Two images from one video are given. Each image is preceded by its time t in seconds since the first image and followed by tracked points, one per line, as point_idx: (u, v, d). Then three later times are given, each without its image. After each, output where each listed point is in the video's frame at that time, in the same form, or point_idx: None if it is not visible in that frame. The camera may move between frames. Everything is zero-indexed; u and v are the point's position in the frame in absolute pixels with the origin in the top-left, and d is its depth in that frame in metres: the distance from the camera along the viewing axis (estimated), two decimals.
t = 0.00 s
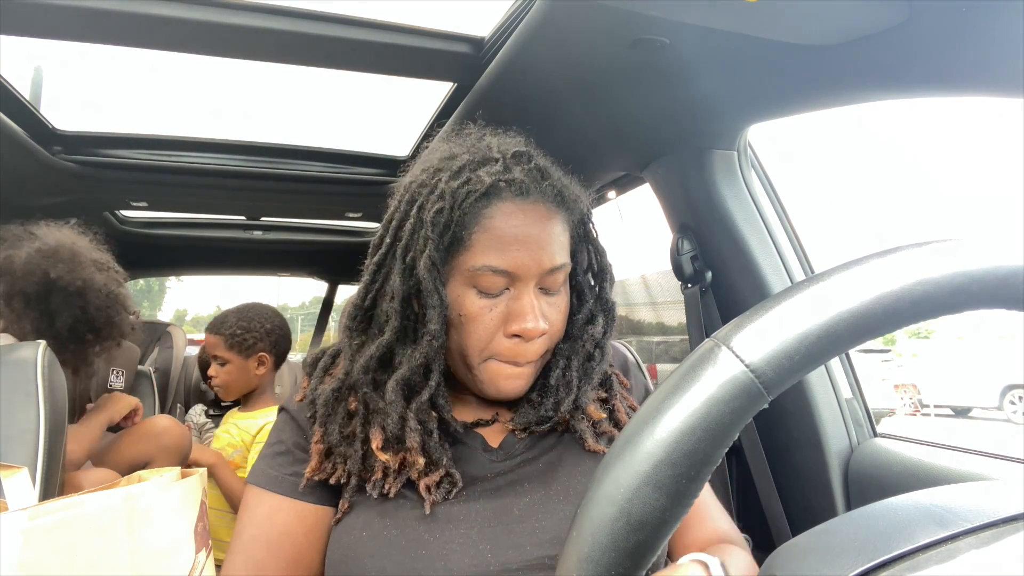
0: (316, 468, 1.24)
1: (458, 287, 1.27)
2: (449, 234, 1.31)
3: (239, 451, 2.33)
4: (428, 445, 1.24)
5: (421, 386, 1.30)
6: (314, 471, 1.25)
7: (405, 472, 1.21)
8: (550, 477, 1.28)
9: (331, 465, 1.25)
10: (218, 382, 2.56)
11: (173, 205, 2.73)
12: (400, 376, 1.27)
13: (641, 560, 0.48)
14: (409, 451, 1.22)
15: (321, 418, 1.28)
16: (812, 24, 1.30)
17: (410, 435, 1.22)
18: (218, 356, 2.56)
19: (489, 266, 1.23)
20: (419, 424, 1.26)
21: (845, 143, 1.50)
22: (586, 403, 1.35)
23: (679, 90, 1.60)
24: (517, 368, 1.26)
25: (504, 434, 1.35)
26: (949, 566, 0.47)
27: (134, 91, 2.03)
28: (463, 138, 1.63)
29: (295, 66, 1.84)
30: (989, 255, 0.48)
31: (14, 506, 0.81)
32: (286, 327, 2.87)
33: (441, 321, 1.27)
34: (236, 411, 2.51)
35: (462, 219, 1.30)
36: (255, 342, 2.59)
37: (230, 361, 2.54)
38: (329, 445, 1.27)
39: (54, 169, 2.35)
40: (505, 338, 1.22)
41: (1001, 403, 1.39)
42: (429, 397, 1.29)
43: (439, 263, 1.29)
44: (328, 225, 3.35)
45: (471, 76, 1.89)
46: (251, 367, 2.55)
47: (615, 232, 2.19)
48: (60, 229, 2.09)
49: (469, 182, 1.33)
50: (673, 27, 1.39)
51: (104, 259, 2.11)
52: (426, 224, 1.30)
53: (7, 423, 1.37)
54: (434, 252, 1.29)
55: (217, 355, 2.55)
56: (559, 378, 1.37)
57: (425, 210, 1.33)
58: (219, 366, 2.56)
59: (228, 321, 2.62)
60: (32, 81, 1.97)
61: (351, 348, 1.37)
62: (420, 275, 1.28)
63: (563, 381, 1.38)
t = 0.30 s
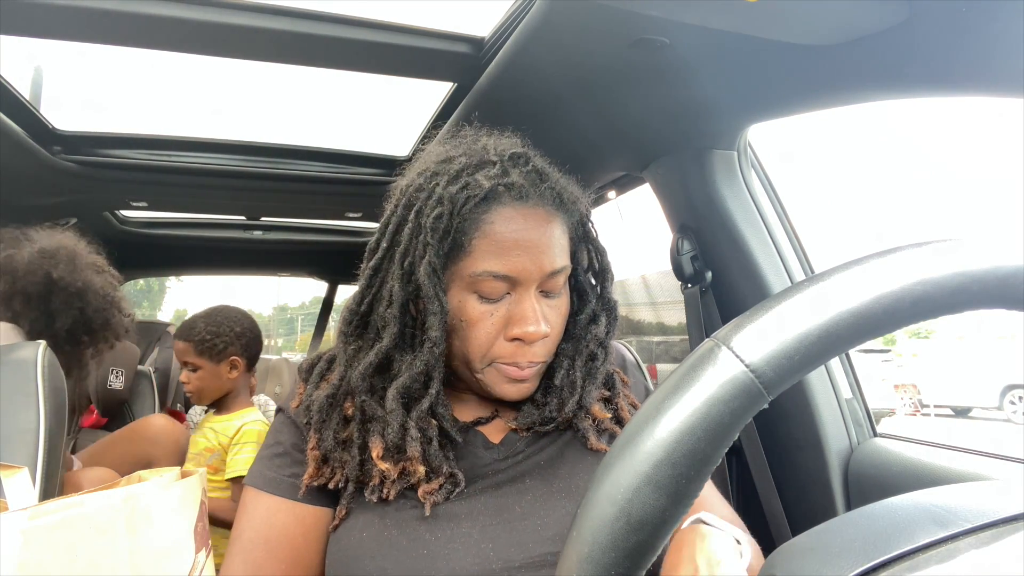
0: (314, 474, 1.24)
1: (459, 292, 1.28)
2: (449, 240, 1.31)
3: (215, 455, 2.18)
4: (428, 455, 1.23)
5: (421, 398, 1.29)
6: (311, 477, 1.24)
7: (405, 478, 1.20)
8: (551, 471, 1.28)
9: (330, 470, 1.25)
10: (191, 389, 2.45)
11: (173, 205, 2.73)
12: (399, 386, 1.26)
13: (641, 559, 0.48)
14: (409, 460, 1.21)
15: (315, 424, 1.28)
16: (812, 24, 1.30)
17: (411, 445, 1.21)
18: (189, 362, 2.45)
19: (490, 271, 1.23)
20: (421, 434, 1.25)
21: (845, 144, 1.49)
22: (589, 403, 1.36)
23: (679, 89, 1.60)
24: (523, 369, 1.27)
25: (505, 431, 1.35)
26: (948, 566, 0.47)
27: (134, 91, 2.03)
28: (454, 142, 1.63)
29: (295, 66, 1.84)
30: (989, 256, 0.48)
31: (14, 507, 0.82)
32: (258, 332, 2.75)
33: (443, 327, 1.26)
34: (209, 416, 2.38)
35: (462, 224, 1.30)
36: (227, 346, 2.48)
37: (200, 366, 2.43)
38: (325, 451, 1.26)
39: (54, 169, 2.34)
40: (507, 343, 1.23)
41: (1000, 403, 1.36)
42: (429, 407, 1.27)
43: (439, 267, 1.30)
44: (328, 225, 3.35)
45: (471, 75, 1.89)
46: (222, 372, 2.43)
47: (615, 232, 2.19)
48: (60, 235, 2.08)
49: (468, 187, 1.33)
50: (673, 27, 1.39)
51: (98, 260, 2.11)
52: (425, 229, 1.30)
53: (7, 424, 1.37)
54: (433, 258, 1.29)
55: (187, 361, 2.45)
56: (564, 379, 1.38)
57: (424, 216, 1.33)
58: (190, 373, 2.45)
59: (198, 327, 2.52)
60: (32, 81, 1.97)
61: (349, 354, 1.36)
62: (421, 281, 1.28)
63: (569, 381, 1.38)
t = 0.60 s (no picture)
0: (315, 467, 1.24)
1: (450, 284, 1.28)
2: (440, 232, 1.32)
3: (209, 453, 2.25)
4: (426, 443, 1.24)
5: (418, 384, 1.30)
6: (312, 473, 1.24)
7: (403, 471, 1.21)
8: (550, 470, 1.28)
9: (331, 464, 1.25)
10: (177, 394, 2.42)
11: (173, 205, 2.73)
12: (398, 371, 1.27)
13: (641, 560, 0.48)
14: (408, 449, 1.21)
15: (321, 416, 1.28)
16: (812, 24, 1.30)
17: (407, 432, 1.22)
18: (173, 367, 2.41)
19: (479, 262, 1.24)
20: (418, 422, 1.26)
21: (845, 143, 1.50)
22: (588, 404, 1.35)
23: (680, 90, 1.60)
24: (523, 364, 1.26)
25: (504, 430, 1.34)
26: (949, 566, 0.48)
27: (134, 91, 2.03)
28: (460, 138, 1.64)
29: (295, 66, 1.84)
30: (989, 255, 0.48)
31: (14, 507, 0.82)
32: (237, 327, 2.67)
33: (435, 316, 1.28)
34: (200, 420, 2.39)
35: (453, 216, 1.32)
36: (209, 347, 2.43)
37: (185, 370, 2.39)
38: (328, 444, 1.26)
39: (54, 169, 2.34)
40: (496, 335, 1.22)
41: (1000, 403, 1.37)
42: (427, 394, 1.28)
43: (431, 259, 1.31)
44: (328, 225, 3.35)
45: (471, 75, 1.89)
46: (207, 374, 2.40)
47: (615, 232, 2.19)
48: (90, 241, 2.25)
49: (460, 180, 1.35)
50: (673, 27, 1.39)
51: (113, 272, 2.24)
52: (418, 221, 1.33)
53: (7, 424, 1.37)
54: (425, 249, 1.31)
55: (171, 367, 2.41)
56: (561, 379, 1.37)
57: (418, 208, 1.36)
58: (174, 377, 2.41)
59: (176, 329, 2.45)
60: (32, 81, 1.98)
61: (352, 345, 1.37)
62: (412, 271, 1.29)
63: (564, 381, 1.38)
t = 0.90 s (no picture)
0: (316, 460, 1.24)
1: (442, 278, 1.30)
2: (434, 226, 1.34)
3: (206, 458, 2.23)
4: (419, 434, 1.26)
5: (412, 372, 1.30)
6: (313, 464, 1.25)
7: (399, 464, 1.22)
8: (549, 471, 1.29)
9: (331, 458, 1.26)
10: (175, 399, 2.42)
11: (173, 205, 2.73)
12: (390, 362, 1.28)
13: (640, 560, 0.48)
14: (398, 438, 1.23)
15: (325, 409, 1.30)
16: (811, 25, 1.30)
17: (399, 422, 1.23)
18: (171, 371, 2.41)
19: (469, 256, 1.26)
20: (412, 413, 1.27)
21: (845, 144, 1.49)
22: (583, 406, 1.35)
23: (680, 90, 1.60)
24: (500, 360, 1.27)
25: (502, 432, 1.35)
26: (949, 566, 0.47)
27: (134, 91, 2.03)
28: (460, 137, 1.63)
29: (295, 66, 1.84)
30: (989, 256, 0.47)
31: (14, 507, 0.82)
32: (235, 330, 2.68)
33: (427, 309, 1.29)
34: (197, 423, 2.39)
35: (446, 210, 1.33)
36: (207, 352, 2.42)
37: (182, 375, 2.38)
38: (332, 437, 1.27)
39: (54, 170, 2.34)
40: (482, 329, 1.24)
41: (1001, 403, 1.39)
42: (421, 384, 1.29)
43: (424, 253, 1.32)
44: (328, 226, 3.34)
45: (471, 75, 1.89)
46: (205, 379, 2.39)
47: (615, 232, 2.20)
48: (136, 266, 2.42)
49: (456, 174, 1.36)
50: (673, 27, 1.39)
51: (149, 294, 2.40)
52: (413, 214, 1.34)
53: (6, 424, 1.37)
54: (418, 242, 1.32)
55: (168, 371, 2.41)
56: (556, 380, 1.39)
57: (413, 202, 1.37)
58: (172, 381, 2.41)
59: (174, 335, 2.45)
60: (33, 81, 1.97)
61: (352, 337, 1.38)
62: (405, 265, 1.30)
63: (559, 382, 1.39)
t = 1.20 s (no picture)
0: (319, 460, 1.24)
1: (439, 276, 1.31)
2: (431, 223, 1.35)
3: (207, 459, 2.23)
4: (421, 432, 1.27)
5: (411, 369, 1.32)
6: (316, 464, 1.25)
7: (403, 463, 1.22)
8: (551, 475, 1.28)
9: (334, 458, 1.26)
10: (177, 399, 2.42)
11: (173, 205, 2.73)
12: (389, 360, 1.30)
13: (641, 560, 0.48)
14: (399, 437, 1.23)
15: (328, 408, 1.31)
16: (811, 25, 1.30)
17: (399, 419, 1.25)
18: (172, 371, 2.40)
19: (465, 253, 1.27)
20: (412, 410, 1.29)
21: (845, 144, 1.50)
22: (583, 407, 1.35)
23: (679, 90, 1.60)
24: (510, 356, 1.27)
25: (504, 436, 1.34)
26: (949, 566, 0.48)
27: (134, 91, 2.03)
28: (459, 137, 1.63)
29: (295, 66, 1.84)
30: (989, 256, 0.47)
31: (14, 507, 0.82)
32: (236, 331, 2.67)
33: (425, 305, 1.31)
34: (197, 424, 2.39)
35: (442, 208, 1.35)
36: (208, 352, 2.44)
37: (184, 373, 2.39)
38: (335, 436, 1.27)
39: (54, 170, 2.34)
40: (480, 326, 1.24)
41: (1001, 403, 1.40)
42: (422, 381, 1.31)
43: (420, 251, 1.34)
44: (328, 226, 3.34)
45: (471, 75, 1.89)
46: (205, 379, 2.40)
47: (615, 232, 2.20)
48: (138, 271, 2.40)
49: (452, 173, 1.37)
50: (673, 27, 1.39)
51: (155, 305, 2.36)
52: (409, 213, 1.35)
53: (6, 423, 1.37)
54: (414, 239, 1.33)
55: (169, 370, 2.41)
56: (552, 381, 1.39)
57: (410, 201, 1.38)
58: (172, 381, 2.40)
59: (176, 335, 2.45)
60: (33, 81, 1.97)
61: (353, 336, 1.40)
62: (403, 263, 1.32)
63: (558, 384, 1.39)
